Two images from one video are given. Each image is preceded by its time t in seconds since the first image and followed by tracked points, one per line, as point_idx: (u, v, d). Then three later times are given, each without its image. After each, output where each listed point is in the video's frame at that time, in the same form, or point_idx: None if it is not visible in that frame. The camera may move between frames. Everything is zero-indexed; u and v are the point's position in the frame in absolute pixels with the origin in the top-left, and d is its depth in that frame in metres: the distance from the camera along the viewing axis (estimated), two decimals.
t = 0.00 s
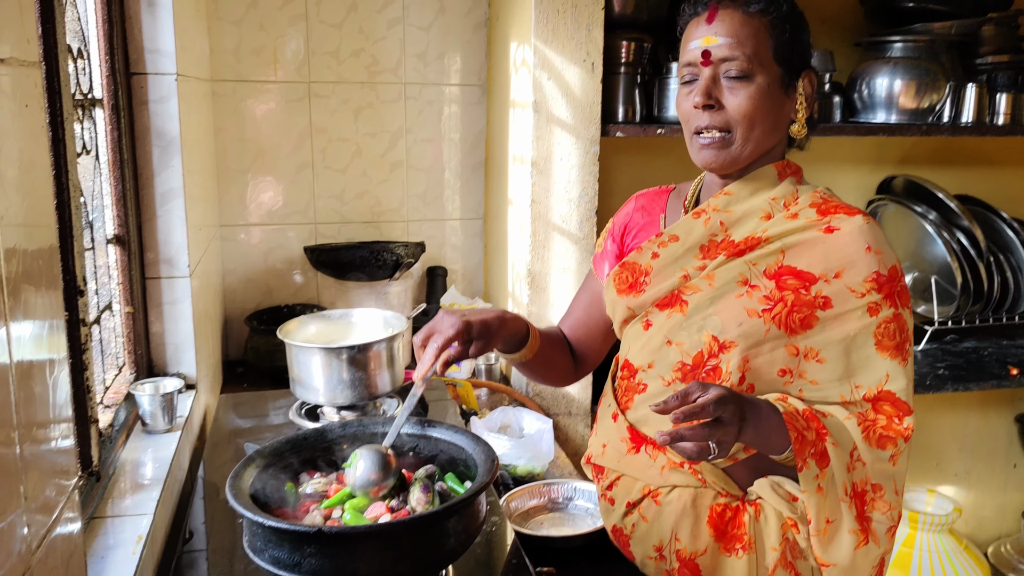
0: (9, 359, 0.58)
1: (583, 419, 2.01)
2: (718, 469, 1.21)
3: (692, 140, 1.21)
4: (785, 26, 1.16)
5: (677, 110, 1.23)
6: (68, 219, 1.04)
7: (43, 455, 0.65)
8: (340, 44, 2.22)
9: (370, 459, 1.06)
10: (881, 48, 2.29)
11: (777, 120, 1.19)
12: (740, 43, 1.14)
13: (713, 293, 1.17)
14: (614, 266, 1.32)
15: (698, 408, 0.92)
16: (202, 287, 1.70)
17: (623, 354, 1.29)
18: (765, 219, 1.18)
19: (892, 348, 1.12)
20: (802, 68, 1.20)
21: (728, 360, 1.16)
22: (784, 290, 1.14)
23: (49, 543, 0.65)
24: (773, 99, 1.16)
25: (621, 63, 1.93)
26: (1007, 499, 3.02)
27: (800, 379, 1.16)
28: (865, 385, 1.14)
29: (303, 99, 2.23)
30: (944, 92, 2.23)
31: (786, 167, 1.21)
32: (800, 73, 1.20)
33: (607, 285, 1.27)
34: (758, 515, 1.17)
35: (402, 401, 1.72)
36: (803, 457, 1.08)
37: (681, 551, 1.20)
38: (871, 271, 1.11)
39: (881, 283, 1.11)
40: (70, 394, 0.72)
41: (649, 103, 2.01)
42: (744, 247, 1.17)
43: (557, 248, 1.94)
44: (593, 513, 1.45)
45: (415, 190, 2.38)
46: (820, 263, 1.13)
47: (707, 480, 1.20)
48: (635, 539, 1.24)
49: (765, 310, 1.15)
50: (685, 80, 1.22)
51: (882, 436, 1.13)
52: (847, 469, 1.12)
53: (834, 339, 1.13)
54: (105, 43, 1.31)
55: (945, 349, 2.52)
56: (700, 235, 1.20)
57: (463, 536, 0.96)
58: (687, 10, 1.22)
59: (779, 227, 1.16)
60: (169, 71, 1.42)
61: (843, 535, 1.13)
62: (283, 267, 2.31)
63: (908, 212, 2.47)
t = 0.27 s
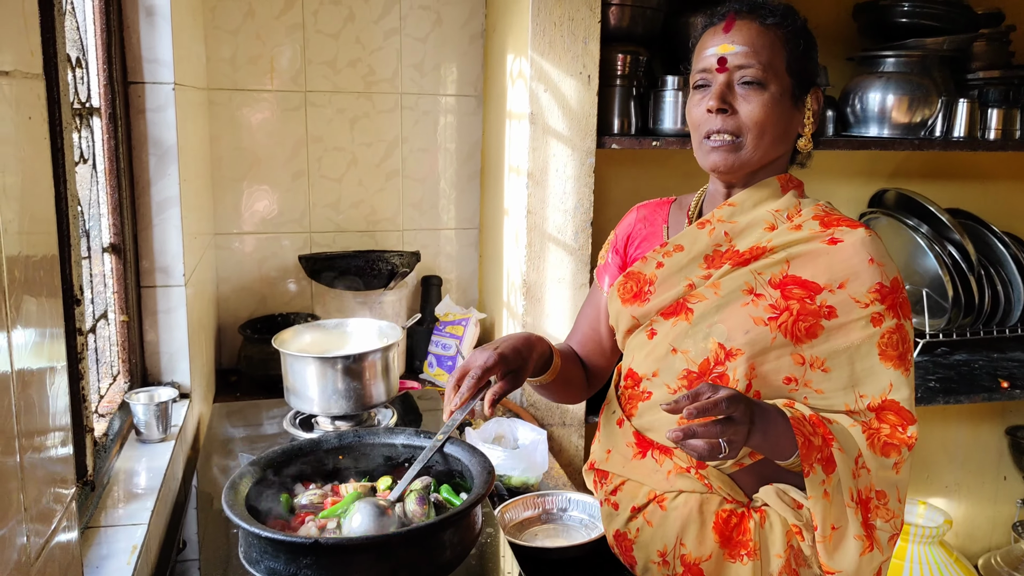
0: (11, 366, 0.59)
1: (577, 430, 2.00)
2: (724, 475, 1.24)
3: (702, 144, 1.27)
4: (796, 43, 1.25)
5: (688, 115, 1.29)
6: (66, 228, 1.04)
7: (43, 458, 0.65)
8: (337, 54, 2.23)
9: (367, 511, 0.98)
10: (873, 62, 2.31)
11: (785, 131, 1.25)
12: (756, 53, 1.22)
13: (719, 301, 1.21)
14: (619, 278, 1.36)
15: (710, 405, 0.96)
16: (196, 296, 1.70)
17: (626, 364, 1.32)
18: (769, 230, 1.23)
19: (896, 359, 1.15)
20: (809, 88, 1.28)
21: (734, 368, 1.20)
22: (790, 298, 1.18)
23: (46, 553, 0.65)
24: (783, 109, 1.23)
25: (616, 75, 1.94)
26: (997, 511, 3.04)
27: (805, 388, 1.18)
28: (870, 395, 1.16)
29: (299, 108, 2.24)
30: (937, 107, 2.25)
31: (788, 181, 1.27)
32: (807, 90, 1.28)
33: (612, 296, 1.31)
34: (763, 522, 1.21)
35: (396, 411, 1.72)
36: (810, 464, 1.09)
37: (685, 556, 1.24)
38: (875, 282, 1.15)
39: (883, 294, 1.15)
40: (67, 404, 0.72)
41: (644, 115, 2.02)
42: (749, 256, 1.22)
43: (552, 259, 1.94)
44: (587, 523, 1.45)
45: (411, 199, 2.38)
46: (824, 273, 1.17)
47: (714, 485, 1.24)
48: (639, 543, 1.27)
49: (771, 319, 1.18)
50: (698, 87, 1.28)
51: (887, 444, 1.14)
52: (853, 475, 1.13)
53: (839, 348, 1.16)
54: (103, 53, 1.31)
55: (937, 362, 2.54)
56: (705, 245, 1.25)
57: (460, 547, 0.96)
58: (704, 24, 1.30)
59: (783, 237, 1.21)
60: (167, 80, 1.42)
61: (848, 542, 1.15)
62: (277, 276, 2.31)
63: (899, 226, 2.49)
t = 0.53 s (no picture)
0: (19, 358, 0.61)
1: (570, 429, 2.02)
2: (725, 468, 1.28)
3: (696, 144, 1.29)
4: (786, 47, 1.28)
5: (683, 116, 1.31)
6: (69, 226, 1.06)
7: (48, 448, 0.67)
8: (334, 56, 2.25)
9: (362, 515, 0.98)
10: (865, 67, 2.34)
11: (777, 131, 1.28)
12: (749, 56, 1.25)
13: (715, 299, 1.24)
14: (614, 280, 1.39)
15: (715, 395, 0.99)
16: (194, 294, 1.72)
17: (624, 362, 1.35)
18: (762, 229, 1.26)
19: (888, 351, 1.20)
20: (800, 90, 1.32)
21: (733, 364, 1.23)
22: (785, 295, 1.22)
23: (52, 539, 0.67)
24: (776, 110, 1.26)
25: (611, 79, 1.97)
26: (986, 512, 3.07)
27: (801, 381, 1.22)
28: (864, 386, 1.20)
29: (296, 110, 2.26)
30: (927, 112, 2.28)
31: (778, 181, 1.30)
32: (798, 92, 1.31)
33: (608, 297, 1.35)
34: (764, 513, 1.24)
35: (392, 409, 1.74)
36: (810, 452, 1.15)
37: (688, 547, 1.26)
38: (866, 277, 1.20)
39: (875, 288, 1.20)
40: (72, 396, 0.74)
41: (639, 118, 2.05)
42: (743, 255, 1.25)
43: (547, 260, 1.97)
44: (581, 520, 1.47)
45: (407, 200, 2.40)
46: (817, 271, 1.21)
47: (716, 478, 1.27)
48: (642, 535, 1.30)
49: (767, 315, 1.22)
50: (692, 88, 1.31)
51: (883, 433, 1.19)
52: (851, 463, 1.18)
53: (833, 343, 1.21)
54: (105, 53, 1.33)
55: (926, 364, 2.57)
56: (699, 246, 1.28)
57: (455, 540, 0.98)
58: (697, 27, 1.33)
59: (776, 236, 1.24)
60: (167, 81, 1.44)
61: (848, 529, 1.19)
62: (274, 276, 2.32)
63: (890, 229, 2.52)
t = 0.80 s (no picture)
0: (34, 358, 0.64)
1: (563, 429, 2.06)
2: (720, 464, 1.30)
3: (692, 147, 1.33)
4: (777, 54, 1.33)
5: (678, 120, 1.35)
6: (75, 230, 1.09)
7: (60, 445, 0.71)
8: (332, 62, 2.29)
9: (360, 509, 1.01)
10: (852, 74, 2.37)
11: (769, 135, 1.33)
12: (742, 62, 1.30)
13: (707, 298, 1.29)
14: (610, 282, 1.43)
15: (702, 387, 1.03)
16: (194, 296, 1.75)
17: (621, 362, 1.39)
18: (752, 230, 1.31)
19: (876, 346, 1.24)
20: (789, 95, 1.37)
21: (723, 361, 1.27)
22: (774, 294, 1.26)
23: (61, 529, 0.70)
24: (768, 115, 1.31)
25: (603, 86, 2.01)
26: (973, 512, 3.12)
27: (792, 377, 1.27)
28: (853, 381, 1.25)
29: (294, 115, 2.29)
30: (913, 118, 2.33)
31: (769, 183, 1.35)
32: (787, 98, 1.36)
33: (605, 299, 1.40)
34: (758, 508, 1.28)
35: (387, 409, 1.77)
36: (798, 445, 1.18)
37: (684, 541, 1.30)
38: (853, 274, 1.24)
39: (862, 285, 1.24)
40: (81, 394, 0.77)
41: (630, 124, 2.09)
42: (734, 255, 1.30)
43: (540, 263, 2.00)
44: (571, 517, 1.51)
45: (402, 204, 2.43)
46: (805, 269, 1.26)
47: (710, 474, 1.29)
48: (637, 530, 1.33)
49: (757, 313, 1.26)
50: (687, 93, 1.35)
51: (871, 426, 1.23)
52: (839, 455, 1.22)
53: (822, 339, 1.25)
54: (108, 61, 1.37)
55: (913, 366, 2.61)
56: (692, 247, 1.33)
57: (449, 533, 1.01)
58: (690, 34, 1.37)
59: (766, 236, 1.29)
60: (168, 88, 1.47)
61: (836, 518, 1.22)
62: (271, 278, 2.36)
63: (878, 234, 2.57)
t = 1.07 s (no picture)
0: (43, 357, 0.67)
1: (556, 428, 2.13)
2: (733, 470, 1.35)
3: (705, 143, 1.42)
4: (786, 57, 1.42)
5: (692, 117, 1.45)
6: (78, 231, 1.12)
7: (67, 439, 0.74)
8: (327, 66, 2.31)
9: (356, 504, 1.04)
10: (840, 79, 2.42)
11: (779, 133, 1.42)
12: (755, 62, 1.39)
13: (712, 298, 1.34)
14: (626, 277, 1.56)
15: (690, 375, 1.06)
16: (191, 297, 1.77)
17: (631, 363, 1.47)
18: (760, 231, 1.36)
19: (879, 348, 1.26)
20: (798, 97, 1.46)
21: (725, 360, 1.33)
22: (779, 295, 1.30)
23: (67, 525, 0.73)
24: (778, 114, 1.40)
25: (595, 90, 2.04)
26: (961, 511, 3.17)
27: (795, 378, 1.31)
28: (855, 383, 1.27)
29: (289, 118, 2.32)
30: (899, 122, 2.36)
31: (778, 184, 1.43)
32: (796, 99, 1.45)
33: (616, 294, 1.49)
34: (770, 513, 1.34)
35: (383, 407, 1.80)
36: (792, 443, 1.21)
37: (696, 544, 1.36)
38: (857, 276, 1.26)
39: (866, 287, 1.26)
40: (84, 391, 0.80)
41: (622, 127, 2.12)
42: (739, 256, 1.35)
43: (532, 264, 2.03)
44: (564, 513, 1.54)
45: (396, 206, 2.46)
46: (810, 271, 1.29)
47: (724, 480, 1.34)
48: (649, 532, 1.39)
49: (760, 314, 1.31)
50: (701, 91, 1.44)
51: (872, 428, 1.26)
52: (833, 457, 1.25)
53: (826, 340, 1.27)
54: (108, 65, 1.39)
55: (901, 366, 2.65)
56: (700, 248, 1.39)
57: (443, 526, 1.04)
58: (704, 36, 1.46)
59: (771, 237, 1.33)
60: (167, 92, 1.50)
61: (828, 520, 1.27)
62: (265, 280, 2.38)
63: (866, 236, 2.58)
